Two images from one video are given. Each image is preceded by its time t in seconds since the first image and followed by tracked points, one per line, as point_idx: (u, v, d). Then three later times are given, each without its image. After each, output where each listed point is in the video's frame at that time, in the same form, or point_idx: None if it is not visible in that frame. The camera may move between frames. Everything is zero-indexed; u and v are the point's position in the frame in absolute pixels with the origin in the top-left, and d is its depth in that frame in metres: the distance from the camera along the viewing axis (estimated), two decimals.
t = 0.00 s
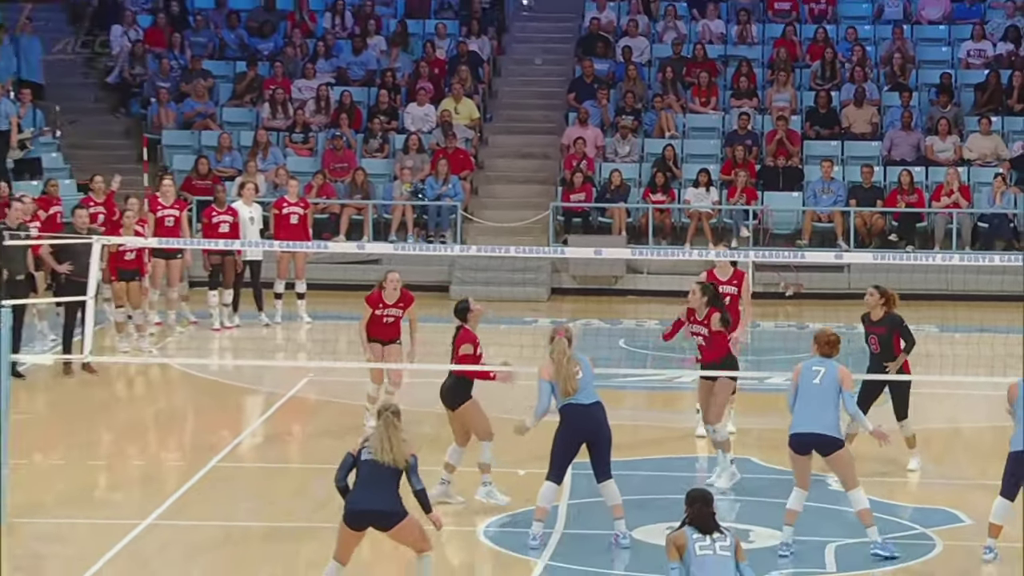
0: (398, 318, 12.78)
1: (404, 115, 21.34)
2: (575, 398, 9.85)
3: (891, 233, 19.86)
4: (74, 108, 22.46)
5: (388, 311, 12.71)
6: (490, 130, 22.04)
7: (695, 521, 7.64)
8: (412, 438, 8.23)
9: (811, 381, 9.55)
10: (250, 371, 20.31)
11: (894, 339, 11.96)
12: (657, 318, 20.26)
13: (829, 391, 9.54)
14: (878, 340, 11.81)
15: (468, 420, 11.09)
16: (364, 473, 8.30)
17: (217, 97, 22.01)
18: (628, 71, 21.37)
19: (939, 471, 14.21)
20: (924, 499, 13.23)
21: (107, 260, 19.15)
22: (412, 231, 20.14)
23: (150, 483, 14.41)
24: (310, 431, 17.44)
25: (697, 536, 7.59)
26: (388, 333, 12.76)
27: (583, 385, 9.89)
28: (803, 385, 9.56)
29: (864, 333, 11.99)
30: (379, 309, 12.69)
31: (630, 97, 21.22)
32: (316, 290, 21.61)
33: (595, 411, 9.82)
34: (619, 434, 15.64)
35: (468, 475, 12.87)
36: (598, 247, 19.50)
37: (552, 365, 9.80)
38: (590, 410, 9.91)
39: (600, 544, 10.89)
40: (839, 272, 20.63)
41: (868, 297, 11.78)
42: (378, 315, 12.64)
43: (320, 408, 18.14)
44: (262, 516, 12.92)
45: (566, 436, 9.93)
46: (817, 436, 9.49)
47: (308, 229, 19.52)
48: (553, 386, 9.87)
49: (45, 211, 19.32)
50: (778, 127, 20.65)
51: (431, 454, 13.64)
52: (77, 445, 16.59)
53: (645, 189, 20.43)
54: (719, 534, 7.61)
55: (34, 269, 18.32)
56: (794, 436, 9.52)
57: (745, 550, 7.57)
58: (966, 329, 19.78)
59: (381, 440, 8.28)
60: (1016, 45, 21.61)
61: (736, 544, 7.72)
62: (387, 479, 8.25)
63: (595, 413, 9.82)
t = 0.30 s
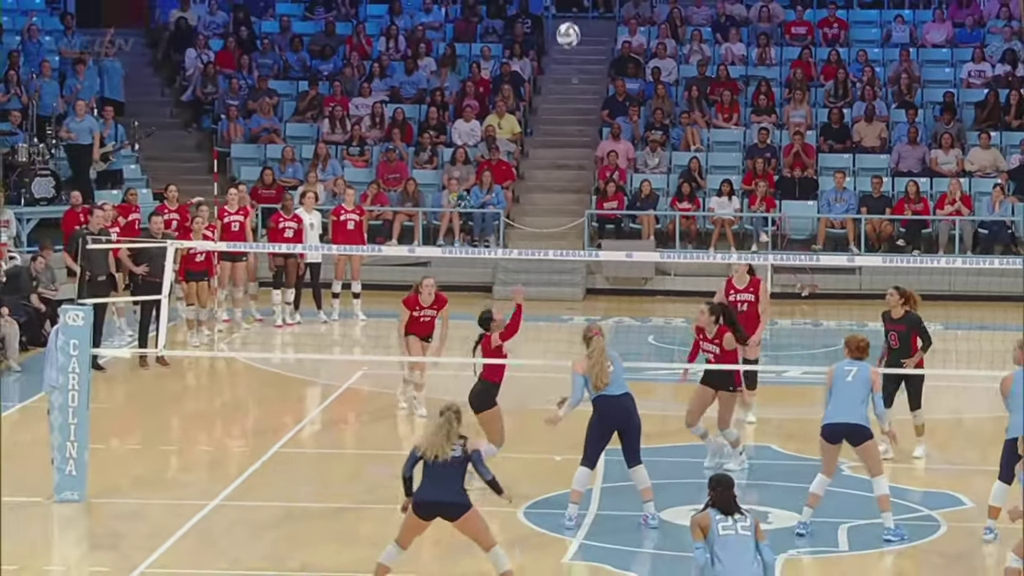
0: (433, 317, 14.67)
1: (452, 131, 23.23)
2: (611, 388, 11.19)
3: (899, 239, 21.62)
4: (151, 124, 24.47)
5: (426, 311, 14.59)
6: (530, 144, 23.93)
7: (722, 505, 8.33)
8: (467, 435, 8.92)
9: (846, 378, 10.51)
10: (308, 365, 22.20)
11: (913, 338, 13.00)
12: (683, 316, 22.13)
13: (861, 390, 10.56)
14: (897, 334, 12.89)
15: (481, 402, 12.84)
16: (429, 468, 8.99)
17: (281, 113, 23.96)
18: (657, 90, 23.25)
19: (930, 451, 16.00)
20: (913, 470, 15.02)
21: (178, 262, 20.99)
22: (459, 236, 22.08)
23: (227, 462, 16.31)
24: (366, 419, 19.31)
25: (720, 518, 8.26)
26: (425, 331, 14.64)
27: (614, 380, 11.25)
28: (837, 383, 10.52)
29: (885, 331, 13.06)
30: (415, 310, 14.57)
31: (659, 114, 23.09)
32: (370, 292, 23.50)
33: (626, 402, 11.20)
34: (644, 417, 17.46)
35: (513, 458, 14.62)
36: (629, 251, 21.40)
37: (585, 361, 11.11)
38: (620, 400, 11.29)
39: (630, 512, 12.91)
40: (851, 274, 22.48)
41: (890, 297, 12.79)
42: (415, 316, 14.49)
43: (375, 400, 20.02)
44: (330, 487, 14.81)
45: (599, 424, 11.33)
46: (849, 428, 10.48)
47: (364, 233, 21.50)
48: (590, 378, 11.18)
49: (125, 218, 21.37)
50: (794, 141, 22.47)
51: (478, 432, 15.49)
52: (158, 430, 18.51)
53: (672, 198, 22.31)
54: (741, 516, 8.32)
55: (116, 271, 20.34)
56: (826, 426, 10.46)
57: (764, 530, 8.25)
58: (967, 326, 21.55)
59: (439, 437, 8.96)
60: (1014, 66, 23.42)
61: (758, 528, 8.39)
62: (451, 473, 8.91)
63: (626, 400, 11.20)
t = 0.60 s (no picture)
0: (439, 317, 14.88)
1: (464, 131, 23.26)
2: (616, 392, 10.96)
3: (911, 239, 21.59)
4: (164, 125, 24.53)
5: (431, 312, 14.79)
6: (542, 145, 23.95)
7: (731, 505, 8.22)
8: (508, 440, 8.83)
9: (865, 383, 10.34)
10: (319, 365, 22.24)
11: (920, 343, 12.69)
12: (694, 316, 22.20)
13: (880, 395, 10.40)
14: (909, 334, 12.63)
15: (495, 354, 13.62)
16: (466, 472, 8.90)
17: (294, 114, 24.00)
18: (669, 91, 23.24)
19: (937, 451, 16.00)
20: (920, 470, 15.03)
21: (190, 262, 21.01)
22: (470, 236, 22.09)
23: (237, 462, 16.34)
24: (376, 419, 19.35)
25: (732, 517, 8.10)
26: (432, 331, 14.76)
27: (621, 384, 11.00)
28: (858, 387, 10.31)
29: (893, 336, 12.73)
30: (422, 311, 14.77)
31: (671, 114, 23.10)
32: (381, 292, 23.54)
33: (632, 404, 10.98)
34: (653, 417, 17.47)
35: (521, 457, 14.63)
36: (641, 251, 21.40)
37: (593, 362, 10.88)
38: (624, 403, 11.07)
39: (639, 506, 12.90)
40: (862, 274, 22.43)
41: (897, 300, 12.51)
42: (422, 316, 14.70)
43: (385, 401, 20.05)
44: (339, 486, 14.83)
45: (601, 427, 11.08)
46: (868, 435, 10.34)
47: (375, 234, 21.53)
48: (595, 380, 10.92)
49: (137, 218, 21.42)
50: (806, 141, 22.48)
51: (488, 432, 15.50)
52: (169, 430, 18.55)
53: (684, 199, 22.32)
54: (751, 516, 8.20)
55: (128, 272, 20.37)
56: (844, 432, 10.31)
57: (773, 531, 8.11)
58: (978, 327, 21.53)
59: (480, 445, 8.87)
60: None
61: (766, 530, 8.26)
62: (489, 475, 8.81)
63: (632, 404, 11.00)
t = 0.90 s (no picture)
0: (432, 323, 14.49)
1: (456, 132, 23.23)
2: (592, 399, 10.95)
3: (903, 240, 21.59)
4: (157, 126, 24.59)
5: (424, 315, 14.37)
6: (534, 146, 23.95)
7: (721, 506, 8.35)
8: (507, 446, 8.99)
9: (869, 385, 10.57)
10: (312, 366, 22.25)
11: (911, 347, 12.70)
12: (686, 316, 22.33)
13: (882, 394, 10.59)
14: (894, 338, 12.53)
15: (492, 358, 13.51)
16: (460, 471, 9.02)
17: (286, 115, 23.99)
18: (662, 92, 23.23)
19: (928, 452, 16.00)
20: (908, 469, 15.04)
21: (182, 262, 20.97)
22: (463, 237, 22.03)
23: (228, 462, 16.36)
24: (368, 422, 19.37)
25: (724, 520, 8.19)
26: (420, 339, 14.46)
27: (601, 390, 11.00)
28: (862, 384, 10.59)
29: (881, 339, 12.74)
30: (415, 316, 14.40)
31: (664, 116, 23.10)
32: (373, 293, 23.56)
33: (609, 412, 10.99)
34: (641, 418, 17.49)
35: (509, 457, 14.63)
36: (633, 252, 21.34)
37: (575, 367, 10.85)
38: (605, 408, 11.06)
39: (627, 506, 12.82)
40: (855, 276, 22.42)
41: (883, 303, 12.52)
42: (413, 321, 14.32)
43: (378, 402, 20.07)
44: (327, 487, 14.85)
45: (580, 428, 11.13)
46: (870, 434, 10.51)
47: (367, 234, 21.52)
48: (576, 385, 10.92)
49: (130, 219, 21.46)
50: (799, 142, 22.46)
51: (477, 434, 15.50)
52: (161, 430, 18.57)
53: (677, 200, 22.28)
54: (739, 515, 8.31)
55: (120, 273, 20.39)
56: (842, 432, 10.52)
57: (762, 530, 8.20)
58: (970, 328, 21.54)
59: (475, 447, 9.01)
60: (1018, 68, 23.39)
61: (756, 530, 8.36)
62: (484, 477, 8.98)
63: (609, 413, 10.98)
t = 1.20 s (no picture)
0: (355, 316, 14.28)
1: (364, 134, 23.37)
2: (481, 400, 11.23)
3: (801, 240, 21.67)
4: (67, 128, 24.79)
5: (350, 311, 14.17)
6: (442, 147, 24.20)
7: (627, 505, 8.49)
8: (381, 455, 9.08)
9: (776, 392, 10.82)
10: (219, 365, 22.47)
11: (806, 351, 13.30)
12: (588, 317, 22.87)
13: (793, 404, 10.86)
14: (796, 342, 12.98)
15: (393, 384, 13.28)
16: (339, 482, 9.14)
17: (196, 117, 24.17)
18: (568, 94, 23.49)
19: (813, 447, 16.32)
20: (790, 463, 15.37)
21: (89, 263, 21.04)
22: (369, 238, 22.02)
23: (128, 462, 16.56)
24: (272, 422, 19.59)
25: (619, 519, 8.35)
26: (339, 337, 14.16)
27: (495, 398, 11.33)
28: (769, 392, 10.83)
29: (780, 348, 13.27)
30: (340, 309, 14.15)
31: (569, 117, 23.28)
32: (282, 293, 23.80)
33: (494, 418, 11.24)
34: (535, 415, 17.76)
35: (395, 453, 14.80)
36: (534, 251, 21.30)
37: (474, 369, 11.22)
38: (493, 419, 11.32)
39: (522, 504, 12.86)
40: (754, 275, 23.37)
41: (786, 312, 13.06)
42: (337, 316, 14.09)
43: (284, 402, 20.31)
44: (219, 485, 15.05)
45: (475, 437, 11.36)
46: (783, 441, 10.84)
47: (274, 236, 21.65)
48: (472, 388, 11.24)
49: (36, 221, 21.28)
50: (702, 144, 22.69)
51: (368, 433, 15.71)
52: (66, 431, 18.73)
53: (581, 201, 22.29)
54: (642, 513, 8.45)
55: (28, 276, 20.49)
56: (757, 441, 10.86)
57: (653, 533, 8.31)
58: (868, 328, 21.94)
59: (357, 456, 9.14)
60: (916, 71, 23.83)
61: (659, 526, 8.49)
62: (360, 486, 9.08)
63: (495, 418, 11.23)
